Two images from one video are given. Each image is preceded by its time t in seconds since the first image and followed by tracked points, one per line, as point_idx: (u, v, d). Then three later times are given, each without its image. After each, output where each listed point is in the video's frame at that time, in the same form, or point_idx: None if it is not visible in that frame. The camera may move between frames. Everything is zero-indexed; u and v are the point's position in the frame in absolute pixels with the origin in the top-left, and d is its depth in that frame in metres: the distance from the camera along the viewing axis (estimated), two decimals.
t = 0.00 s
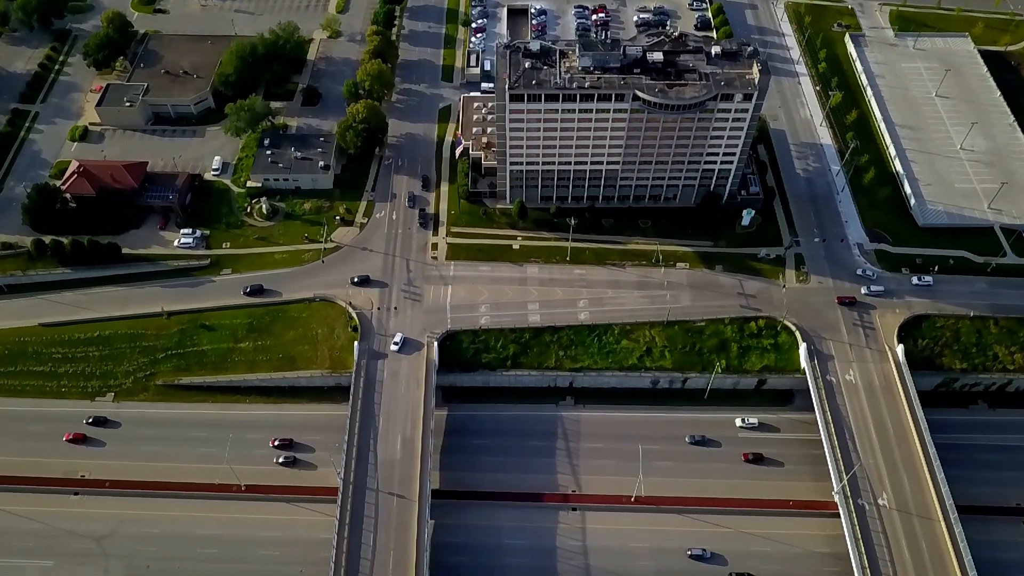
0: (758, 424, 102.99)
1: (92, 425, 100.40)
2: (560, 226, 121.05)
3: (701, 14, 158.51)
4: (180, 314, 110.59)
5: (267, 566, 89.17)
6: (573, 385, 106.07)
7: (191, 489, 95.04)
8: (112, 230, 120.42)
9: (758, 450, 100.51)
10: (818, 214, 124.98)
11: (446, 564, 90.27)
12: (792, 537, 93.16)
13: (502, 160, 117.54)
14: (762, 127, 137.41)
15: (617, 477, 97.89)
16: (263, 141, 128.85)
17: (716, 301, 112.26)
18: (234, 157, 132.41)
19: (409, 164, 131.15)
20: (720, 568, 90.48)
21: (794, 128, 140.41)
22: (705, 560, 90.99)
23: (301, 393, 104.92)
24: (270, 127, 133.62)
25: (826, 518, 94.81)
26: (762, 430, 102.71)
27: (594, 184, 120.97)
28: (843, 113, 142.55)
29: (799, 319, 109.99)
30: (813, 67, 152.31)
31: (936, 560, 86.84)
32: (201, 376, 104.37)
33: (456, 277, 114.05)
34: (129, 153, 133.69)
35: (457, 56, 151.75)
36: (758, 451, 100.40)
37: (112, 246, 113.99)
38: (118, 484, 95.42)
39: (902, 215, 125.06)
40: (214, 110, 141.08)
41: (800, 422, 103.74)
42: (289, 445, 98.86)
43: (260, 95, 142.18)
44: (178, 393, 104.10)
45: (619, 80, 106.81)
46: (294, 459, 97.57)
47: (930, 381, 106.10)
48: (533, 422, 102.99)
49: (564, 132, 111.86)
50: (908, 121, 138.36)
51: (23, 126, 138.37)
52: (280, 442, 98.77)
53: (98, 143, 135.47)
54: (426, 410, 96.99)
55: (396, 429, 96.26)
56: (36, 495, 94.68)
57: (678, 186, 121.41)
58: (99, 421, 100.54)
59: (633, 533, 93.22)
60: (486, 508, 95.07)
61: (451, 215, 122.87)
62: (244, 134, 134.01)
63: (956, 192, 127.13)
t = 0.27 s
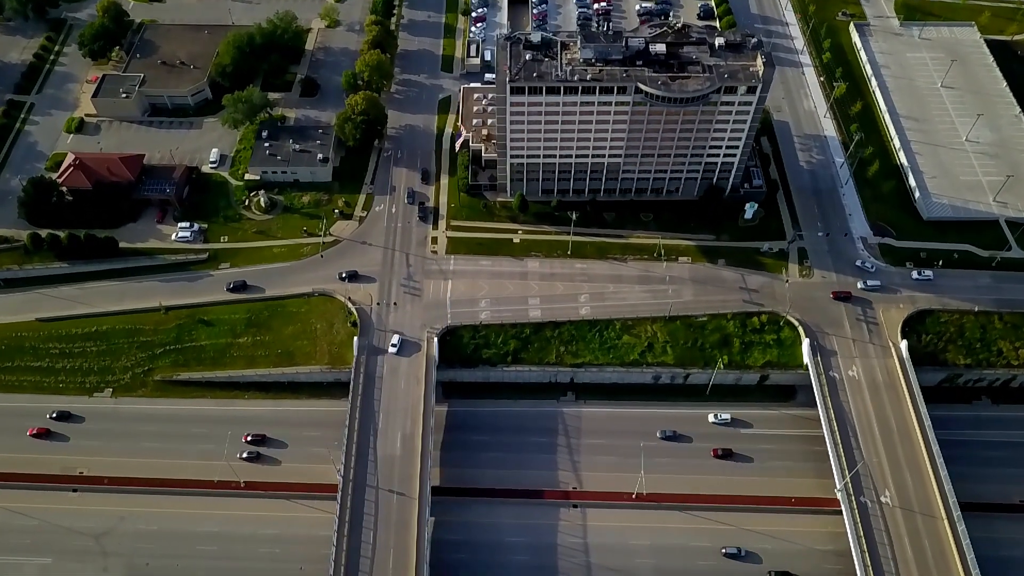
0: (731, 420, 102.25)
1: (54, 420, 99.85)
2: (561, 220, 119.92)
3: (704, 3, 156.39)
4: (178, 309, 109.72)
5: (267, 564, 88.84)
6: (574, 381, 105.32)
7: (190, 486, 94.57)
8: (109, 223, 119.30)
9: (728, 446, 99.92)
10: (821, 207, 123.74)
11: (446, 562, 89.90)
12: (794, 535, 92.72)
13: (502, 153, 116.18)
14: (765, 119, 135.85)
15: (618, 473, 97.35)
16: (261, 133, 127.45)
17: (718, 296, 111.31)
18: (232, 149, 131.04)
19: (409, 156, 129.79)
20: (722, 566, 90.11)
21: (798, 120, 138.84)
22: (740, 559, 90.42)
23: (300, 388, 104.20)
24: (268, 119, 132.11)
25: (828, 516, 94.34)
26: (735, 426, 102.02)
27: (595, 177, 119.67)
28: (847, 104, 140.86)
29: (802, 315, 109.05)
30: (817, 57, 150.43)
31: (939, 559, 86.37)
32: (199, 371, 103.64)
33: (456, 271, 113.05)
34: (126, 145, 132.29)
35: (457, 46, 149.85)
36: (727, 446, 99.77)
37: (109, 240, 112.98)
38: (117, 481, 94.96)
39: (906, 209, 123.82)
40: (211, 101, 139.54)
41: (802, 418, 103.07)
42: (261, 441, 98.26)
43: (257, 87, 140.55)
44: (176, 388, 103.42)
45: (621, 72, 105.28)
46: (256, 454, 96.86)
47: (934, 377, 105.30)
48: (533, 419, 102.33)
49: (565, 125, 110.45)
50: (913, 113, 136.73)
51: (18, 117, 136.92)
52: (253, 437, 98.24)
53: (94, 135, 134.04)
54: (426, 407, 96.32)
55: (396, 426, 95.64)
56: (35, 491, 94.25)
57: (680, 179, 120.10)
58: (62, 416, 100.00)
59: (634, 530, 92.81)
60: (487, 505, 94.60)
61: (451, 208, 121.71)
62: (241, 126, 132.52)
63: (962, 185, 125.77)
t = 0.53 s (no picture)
0: (703, 417, 101.45)
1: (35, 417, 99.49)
2: (562, 214, 118.88)
3: None
4: (176, 304, 108.88)
5: (266, 562, 88.48)
6: (575, 377, 104.58)
7: (189, 484, 94.11)
8: (105, 218, 118.12)
9: (698, 443, 99.20)
10: (825, 201, 122.54)
11: (447, 560, 89.54)
12: (796, 533, 92.29)
13: (503, 147, 114.90)
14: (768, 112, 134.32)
15: (619, 471, 96.80)
16: (258, 126, 126.11)
17: (720, 292, 110.37)
18: (229, 143, 129.70)
19: (408, 149, 128.46)
20: (723, 564, 89.76)
21: (802, 112, 137.33)
22: (774, 559, 89.98)
23: (299, 385, 103.48)
24: (265, 111, 130.65)
25: (830, 514, 93.87)
26: (707, 423, 101.25)
27: (596, 171, 118.44)
28: (852, 96, 139.24)
29: (805, 311, 108.14)
30: (821, 48, 148.60)
31: (941, 558, 85.90)
32: (198, 368, 102.89)
33: (456, 267, 112.08)
34: (122, 139, 130.92)
35: (457, 37, 147.99)
36: (698, 443, 99.04)
37: (106, 235, 111.95)
38: (115, 479, 94.52)
39: (910, 203, 122.63)
40: (208, 93, 138.04)
41: (805, 415, 102.39)
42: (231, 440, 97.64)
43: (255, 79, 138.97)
44: (174, 385, 102.76)
45: (623, 66, 103.85)
46: (219, 453, 96.43)
47: (937, 373, 104.51)
48: (534, 416, 101.70)
49: (566, 118, 109.13)
50: (918, 105, 135.12)
51: (14, 110, 135.52)
52: (225, 434, 97.62)
53: (90, 128, 132.67)
54: (426, 404, 95.64)
55: (396, 424, 94.99)
56: (33, 490, 93.76)
57: (682, 173, 118.86)
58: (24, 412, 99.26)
59: (635, 528, 92.39)
60: (487, 503, 94.16)
61: (451, 202, 120.58)
62: (239, 119, 131.07)
63: (966, 179, 124.45)
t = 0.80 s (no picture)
0: (674, 414, 101.00)
1: (32, 414, 98.92)
2: (563, 209, 117.80)
3: None
4: (174, 300, 108.02)
5: (266, 561, 88.15)
6: (576, 374, 103.85)
7: (188, 482, 93.64)
8: (102, 213, 117.05)
9: (667, 440, 98.88)
10: (828, 196, 121.40)
11: (447, 559, 89.18)
12: (797, 531, 91.90)
13: (503, 141, 113.65)
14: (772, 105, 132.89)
15: (619, 469, 96.31)
16: (256, 119, 124.69)
17: (722, 288, 109.46)
18: (227, 136, 128.38)
19: (408, 143, 127.13)
20: (724, 563, 89.44)
21: (805, 105, 135.89)
22: (809, 558, 89.63)
23: (298, 382, 102.82)
24: (263, 104, 129.22)
25: (832, 512, 93.46)
26: (678, 420, 100.79)
27: (598, 166, 117.21)
28: (856, 89, 137.67)
29: (808, 307, 107.26)
30: (825, 39, 146.87)
31: (943, 557, 85.56)
32: (196, 365, 102.17)
33: (456, 262, 111.07)
34: (119, 132, 129.57)
35: (457, 28, 146.18)
36: (665, 440, 98.77)
37: (102, 230, 110.93)
38: (114, 477, 94.03)
39: (914, 197, 121.46)
40: (205, 85, 136.51)
41: (807, 412, 101.78)
42: (204, 434, 97.14)
43: (252, 71, 137.35)
44: (172, 382, 102.06)
45: (625, 59, 102.38)
46: (182, 448, 95.90)
47: (941, 370, 103.76)
48: (535, 413, 101.08)
49: (568, 112, 107.81)
50: (922, 97, 133.53)
51: (9, 102, 134.03)
52: (196, 431, 96.97)
53: (86, 120, 131.29)
54: (426, 402, 94.98)
55: (395, 422, 94.39)
56: (31, 488, 93.31)
57: (685, 167, 117.67)
58: None
59: (636, 526, 92.01)
60: (488, 502, 93.71)
61: (450, 197, 119.47)
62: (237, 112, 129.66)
63: (971, 173, 123.11)
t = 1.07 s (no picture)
0: (646, 412, 100.20)
1: (30, 412, 98.42)
2: (564, 204, 116.71)
3: None
4: (172, 297, 107.20)
5: (266, 560, 87.87)
6: (577, 371, 103.17)
7: (187, 480, 93.25)
8: (99, 208, 116.01)
9: (636, 437, 98.14)
10: (832, 190, 120.23)
11: (447, 558, 88.90)
12: (799, 530, 91.53)
13: (503, 135, 112.40)
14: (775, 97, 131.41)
15: (620, 467, 95.84)
16: (254, 112, 123.21)
17: (724, 284, 108.56)
18: (225, 129, 127.09)
19: (407, 136, 125.82)
20: (726, 562, 89.13)
21: (809, 97, 134.39)
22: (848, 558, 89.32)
23: (297, 379, 102.17)
24: (261, 97, 127.78)
25: (834, 510, 93.05)
26: (650, 417, 100.05)
27: (599, 160, 116.01)
28: (860, 81, 136.10)
29: (811, 303, 106.37)
30: (830, 30, 145.05)
31: (946, 557, 85.18)
32: (194, 362, 101.47)
33: (456, 258, 110.14)
34: (115, 125, 128.25)
35: (457, 19, 144.38)
36: (635, 437, 98.07)
37: (100, 226, 109.97)
38: (112, 475, 93.62)
39: (918, 192, 120.20)
40: (203, 77, 135.02)
41: (809, 409, 101.14)
42: (176, 432, 96.75)
43: (250, 63, 135.84)
44: (170, 379, 101.40)
45: (627, 53, 100.94)
46: (145, 444, 95.57)
47: (945, 367, 102.99)
48: (535, 410, 100.45)
49: (569, 107, 106.52)
50: (928, 89, 131.74)
51: (4, 95, 132.64)
52: (168, 428, 96.60)
53: (83, 114, 129.93)
54: (426, 400, 94.32)
55: (395, 420, 93.81)
56: (29, 486, 92.97)
57: (687, 161, 116.46)
58: None
59: (637, 525, 91.66)
60: (488, 500, 93.32)
61: (450, 191, 118.33)
62: (234, 106, 128.29)
63: (976, 166, 121.55)
